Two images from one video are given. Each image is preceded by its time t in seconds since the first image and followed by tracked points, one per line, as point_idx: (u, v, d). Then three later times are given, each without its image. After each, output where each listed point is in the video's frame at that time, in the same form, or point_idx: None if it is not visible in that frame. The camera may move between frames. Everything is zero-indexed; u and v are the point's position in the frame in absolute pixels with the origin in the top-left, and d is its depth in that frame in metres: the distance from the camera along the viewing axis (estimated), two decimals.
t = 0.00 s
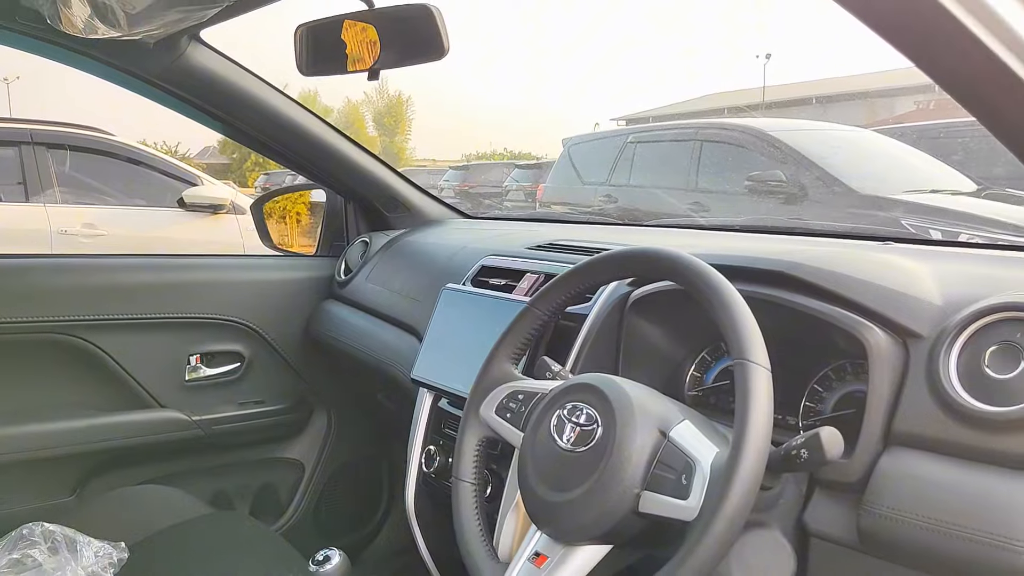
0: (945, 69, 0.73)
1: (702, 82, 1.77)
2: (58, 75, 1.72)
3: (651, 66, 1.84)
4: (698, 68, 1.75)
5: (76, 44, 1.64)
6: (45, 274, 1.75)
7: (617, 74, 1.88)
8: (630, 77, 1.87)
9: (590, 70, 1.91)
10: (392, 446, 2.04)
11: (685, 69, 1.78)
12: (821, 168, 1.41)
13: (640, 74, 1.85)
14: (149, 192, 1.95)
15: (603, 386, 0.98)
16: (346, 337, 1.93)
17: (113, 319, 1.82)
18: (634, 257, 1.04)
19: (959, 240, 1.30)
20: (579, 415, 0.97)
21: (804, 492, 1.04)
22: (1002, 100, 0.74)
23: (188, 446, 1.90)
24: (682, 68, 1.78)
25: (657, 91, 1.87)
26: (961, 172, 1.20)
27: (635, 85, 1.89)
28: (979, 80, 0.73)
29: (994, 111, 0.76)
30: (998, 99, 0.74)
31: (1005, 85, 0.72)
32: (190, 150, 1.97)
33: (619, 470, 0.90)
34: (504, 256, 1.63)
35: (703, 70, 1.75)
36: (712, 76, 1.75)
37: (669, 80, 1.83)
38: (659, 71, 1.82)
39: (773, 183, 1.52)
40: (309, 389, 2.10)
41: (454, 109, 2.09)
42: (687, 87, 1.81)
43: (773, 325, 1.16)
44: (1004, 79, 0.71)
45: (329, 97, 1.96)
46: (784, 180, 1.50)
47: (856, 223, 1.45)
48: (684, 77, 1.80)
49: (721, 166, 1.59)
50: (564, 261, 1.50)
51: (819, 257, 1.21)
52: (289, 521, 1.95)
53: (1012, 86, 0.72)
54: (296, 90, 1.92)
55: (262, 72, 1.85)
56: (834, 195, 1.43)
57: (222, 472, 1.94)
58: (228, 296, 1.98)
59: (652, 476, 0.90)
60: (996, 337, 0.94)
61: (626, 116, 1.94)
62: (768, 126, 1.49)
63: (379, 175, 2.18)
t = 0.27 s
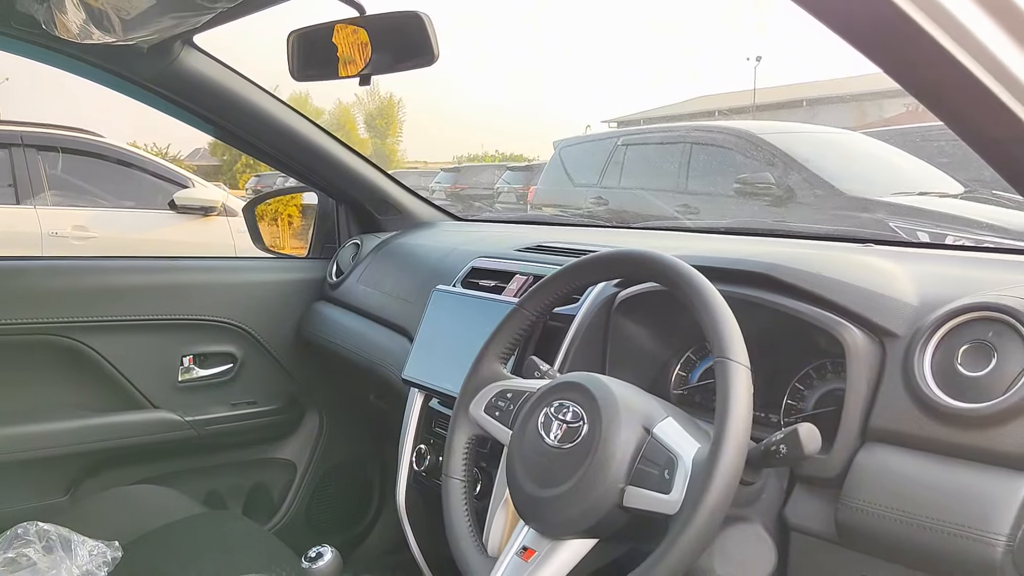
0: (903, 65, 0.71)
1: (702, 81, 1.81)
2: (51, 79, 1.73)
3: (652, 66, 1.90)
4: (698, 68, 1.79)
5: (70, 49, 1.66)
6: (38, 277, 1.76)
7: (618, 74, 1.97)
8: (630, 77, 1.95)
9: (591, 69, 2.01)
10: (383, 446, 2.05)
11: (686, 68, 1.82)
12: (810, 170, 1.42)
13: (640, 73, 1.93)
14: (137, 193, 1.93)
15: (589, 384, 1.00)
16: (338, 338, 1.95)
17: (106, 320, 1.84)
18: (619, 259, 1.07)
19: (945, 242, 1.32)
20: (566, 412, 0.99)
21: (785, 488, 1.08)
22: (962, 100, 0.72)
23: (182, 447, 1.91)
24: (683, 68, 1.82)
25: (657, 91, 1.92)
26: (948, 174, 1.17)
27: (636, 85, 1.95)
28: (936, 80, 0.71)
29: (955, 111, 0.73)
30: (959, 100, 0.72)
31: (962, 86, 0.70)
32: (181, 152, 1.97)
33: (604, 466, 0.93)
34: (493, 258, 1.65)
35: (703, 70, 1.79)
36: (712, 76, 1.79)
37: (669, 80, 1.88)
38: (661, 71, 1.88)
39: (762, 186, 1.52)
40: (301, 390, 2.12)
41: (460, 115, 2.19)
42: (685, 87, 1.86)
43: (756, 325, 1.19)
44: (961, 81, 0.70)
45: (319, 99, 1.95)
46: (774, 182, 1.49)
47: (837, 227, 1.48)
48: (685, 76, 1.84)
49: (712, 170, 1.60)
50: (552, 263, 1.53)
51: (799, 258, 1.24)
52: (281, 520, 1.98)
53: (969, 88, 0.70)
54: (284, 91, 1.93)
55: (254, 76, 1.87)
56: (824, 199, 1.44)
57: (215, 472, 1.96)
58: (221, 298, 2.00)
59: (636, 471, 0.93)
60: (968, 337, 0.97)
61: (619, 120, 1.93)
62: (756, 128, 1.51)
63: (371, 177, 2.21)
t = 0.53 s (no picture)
0: (856, 63, 0.67)
1: (700, 80, 1.84)
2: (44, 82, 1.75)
3: (655, 66, 1.92)
4: (698, 67, 1.81)
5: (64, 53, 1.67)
6: (32, 278, 1.77)
7: (619, 75, 1.99)
8: (631, 78, 1.97)
9: (591, 70, 2.03)
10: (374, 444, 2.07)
11: (686, 68, 1.85)
12: (800, 172, 1.45)
13: (641, 74, 1.94)
14: (130, 195, 1.95)
15: (575, 380, 1.03)
16: (330, 337, 1.97)
17: (100, 320, 1.86)
18: (603, 259, 1.10)
19: (933, 243, 1.35)
20: (552, 408, 1.02)
21: (766, 481, 1.12)
22: (913, 95, 0.69)
23: (176, 445, 1.92)
24: (682, 67, 1.85)
25: (661, 88, 1.94)
26: (937, 176, 1.18)
27: (636, 85, 1.97)
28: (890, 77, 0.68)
29: (903, 104, 0.71)
30: (911, 95, 0.70)
31: (910, 78, 0.67)
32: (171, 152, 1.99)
33: (590, 459, 0.96)
34: (483, 259, 1.68)
35: (701, 69, 1.81)
36: (711, 74, 1.82)
37: (673, 79, 1.90)
38: (662, 70, 1.90)
39: (752, 187, 1.56)
40: (294, 389, 2.15)
41: (456, 115, 2.20)
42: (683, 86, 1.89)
43: (738, 324, 1.23)
44: (912, 74, 0.67)
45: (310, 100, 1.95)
46: (763, 183, 1.54)
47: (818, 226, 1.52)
48: (684, 76, 1.87)
49: (701, 171, 1.63)
50: (541, 263, 1.56)
51: (780, 258, 1.27)
52: (274, 518, 2.00)
53: (921, 80, 0.67)
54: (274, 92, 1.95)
55: (247, 78, 1.90)
56: (814, 198, 1.47)
57: (209, 470, 1.98)
58: (214, 298, 2.02)
59: (621, 464, 0.96)
60: (941, 334, 1.00)
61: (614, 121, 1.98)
62: (746, 129, 1.53)
63: (362, 179, 2.23)
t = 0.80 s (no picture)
0: (823, 64, 0.69)
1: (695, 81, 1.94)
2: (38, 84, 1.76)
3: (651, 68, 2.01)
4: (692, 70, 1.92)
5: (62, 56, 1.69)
6: (28, 277, 1.79)
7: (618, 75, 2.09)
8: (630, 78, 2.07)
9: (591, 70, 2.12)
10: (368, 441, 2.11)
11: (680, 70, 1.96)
12: (788, 171, 1.49)
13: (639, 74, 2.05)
14: (124, 194, 1.98)
15: (565, 374, 1.06)
16: (325, 335, 2.00)
17: (97, 318, 1.88)
18: (592, 257, 1.13)
19: (920, 242, 1.37)
20: (542, 401, 1.06)
21: (749, 472, 1.15)
22: (878, 94, 0.71)
23: (172, 442, 1.95)
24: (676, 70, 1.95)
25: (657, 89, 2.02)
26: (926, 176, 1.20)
27: (636, 85, 2.06)
28: (855, 77, 0.70)
29: (868, 103, 0.74)
30: (874, 93, 0.72)
31: (875, 78, 0.70)
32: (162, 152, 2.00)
33: (578, 450, 0.99)
34: (476, 258, 1.71)
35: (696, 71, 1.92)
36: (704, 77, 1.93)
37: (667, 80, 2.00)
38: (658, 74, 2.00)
39: (741, 186, 1.59)
40: (289, 386, 2.17)
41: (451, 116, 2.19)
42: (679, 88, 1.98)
43: (723, 320, 1.26)
44: (877, 74, 0.69)
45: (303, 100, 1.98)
46: (753, 183, 1.57)
47: (801, 224, 1.56)
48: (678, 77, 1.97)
49: (691, 170, 1.66)
50: (532, 261, 1.60)
51: (763, 256, 1.31)
52: (269, 513, 2.04)
53: (884, 79, 0.69)
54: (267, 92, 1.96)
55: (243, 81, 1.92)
56: (799, 197, 1.51)
57: (205, 466, 2.01)
58: (210, 297, 2.04)
59: (608, 454, 0.99)
60: (916, 329, 1.04)
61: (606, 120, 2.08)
62: (736, 129, 1.57)
63: (357, 179, 2.26)
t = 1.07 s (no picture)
0: (798, 63, 0.72)
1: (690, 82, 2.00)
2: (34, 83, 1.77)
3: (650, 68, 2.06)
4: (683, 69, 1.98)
5: (60, 57, 1.71)
6: (26, 276, 1.81)
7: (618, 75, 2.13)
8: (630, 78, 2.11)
9: (590, 68, 2.16)
10: (362, 437, 2.14)
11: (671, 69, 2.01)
12: (776, 169, 1.52)
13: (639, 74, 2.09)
14: (116, 193, 1.98)
15: (556, 368, 1.09)
16: (320, 332, 2.03)
17: (95, 315, 1.90)
18: (583, 254, 1.16)
19: (910, 240, 1.40)
20: (534, 394, 1.09)
21: (735, 462, 1.18)
22: (852, 92, 0.74)
23: (169, 438, 1.98)
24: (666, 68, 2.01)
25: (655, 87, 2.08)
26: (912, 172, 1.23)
27: (635, 84, 2.11)
28: (829, 75, 0.73)
29: (843, 100, 0.76)
30: (843, 89, 0.74)
31: (849, 76, 0.72)
32: (154, 151, 2.01)
33: (569, 441, 1.02)
34: (469, 256, 1.74)
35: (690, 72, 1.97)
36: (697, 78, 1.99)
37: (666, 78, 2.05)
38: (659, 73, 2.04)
39: (732, 185, 1.63)
40: (284, 383, 2.20)
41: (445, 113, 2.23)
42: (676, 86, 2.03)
43: (710, 315, 1.30)
44: (849, 72, 0.72)
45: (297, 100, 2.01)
46: (745, 182, 1.61)
47: (787, 222, 1.60)
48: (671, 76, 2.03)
49: (682, 168, 1.70)
50: (524, 258, 1.63)
51: (749, 253, 1.35)
52: (265, 508, 2.06)
53: (856, 77, 0.72)
54: (261, 91, 1.99)
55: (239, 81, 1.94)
56: (786, 195, 1.55)
57: (201, 462, 2.03)
58: (206, 294, 2.07)
59: (598, 445, 1.02)
60: (895, 323, 1.07)
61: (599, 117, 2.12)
62: (726, 128, 1.61)
63: (352, 178, 2.29)
